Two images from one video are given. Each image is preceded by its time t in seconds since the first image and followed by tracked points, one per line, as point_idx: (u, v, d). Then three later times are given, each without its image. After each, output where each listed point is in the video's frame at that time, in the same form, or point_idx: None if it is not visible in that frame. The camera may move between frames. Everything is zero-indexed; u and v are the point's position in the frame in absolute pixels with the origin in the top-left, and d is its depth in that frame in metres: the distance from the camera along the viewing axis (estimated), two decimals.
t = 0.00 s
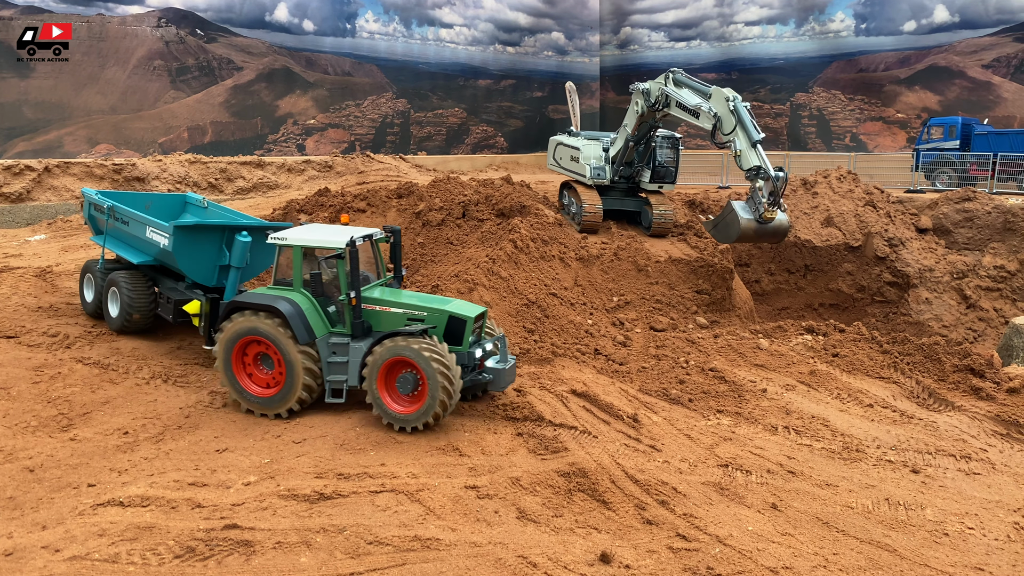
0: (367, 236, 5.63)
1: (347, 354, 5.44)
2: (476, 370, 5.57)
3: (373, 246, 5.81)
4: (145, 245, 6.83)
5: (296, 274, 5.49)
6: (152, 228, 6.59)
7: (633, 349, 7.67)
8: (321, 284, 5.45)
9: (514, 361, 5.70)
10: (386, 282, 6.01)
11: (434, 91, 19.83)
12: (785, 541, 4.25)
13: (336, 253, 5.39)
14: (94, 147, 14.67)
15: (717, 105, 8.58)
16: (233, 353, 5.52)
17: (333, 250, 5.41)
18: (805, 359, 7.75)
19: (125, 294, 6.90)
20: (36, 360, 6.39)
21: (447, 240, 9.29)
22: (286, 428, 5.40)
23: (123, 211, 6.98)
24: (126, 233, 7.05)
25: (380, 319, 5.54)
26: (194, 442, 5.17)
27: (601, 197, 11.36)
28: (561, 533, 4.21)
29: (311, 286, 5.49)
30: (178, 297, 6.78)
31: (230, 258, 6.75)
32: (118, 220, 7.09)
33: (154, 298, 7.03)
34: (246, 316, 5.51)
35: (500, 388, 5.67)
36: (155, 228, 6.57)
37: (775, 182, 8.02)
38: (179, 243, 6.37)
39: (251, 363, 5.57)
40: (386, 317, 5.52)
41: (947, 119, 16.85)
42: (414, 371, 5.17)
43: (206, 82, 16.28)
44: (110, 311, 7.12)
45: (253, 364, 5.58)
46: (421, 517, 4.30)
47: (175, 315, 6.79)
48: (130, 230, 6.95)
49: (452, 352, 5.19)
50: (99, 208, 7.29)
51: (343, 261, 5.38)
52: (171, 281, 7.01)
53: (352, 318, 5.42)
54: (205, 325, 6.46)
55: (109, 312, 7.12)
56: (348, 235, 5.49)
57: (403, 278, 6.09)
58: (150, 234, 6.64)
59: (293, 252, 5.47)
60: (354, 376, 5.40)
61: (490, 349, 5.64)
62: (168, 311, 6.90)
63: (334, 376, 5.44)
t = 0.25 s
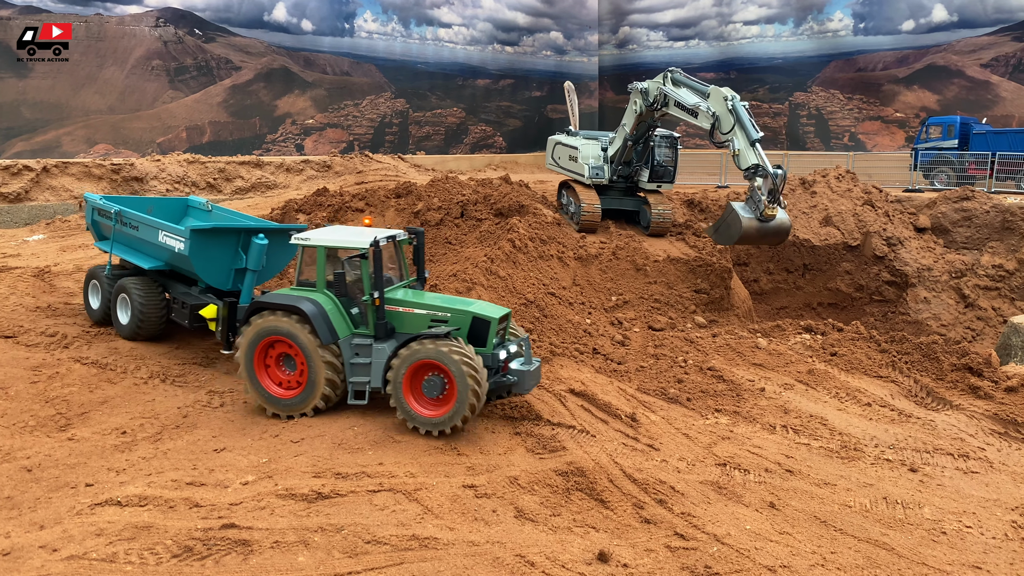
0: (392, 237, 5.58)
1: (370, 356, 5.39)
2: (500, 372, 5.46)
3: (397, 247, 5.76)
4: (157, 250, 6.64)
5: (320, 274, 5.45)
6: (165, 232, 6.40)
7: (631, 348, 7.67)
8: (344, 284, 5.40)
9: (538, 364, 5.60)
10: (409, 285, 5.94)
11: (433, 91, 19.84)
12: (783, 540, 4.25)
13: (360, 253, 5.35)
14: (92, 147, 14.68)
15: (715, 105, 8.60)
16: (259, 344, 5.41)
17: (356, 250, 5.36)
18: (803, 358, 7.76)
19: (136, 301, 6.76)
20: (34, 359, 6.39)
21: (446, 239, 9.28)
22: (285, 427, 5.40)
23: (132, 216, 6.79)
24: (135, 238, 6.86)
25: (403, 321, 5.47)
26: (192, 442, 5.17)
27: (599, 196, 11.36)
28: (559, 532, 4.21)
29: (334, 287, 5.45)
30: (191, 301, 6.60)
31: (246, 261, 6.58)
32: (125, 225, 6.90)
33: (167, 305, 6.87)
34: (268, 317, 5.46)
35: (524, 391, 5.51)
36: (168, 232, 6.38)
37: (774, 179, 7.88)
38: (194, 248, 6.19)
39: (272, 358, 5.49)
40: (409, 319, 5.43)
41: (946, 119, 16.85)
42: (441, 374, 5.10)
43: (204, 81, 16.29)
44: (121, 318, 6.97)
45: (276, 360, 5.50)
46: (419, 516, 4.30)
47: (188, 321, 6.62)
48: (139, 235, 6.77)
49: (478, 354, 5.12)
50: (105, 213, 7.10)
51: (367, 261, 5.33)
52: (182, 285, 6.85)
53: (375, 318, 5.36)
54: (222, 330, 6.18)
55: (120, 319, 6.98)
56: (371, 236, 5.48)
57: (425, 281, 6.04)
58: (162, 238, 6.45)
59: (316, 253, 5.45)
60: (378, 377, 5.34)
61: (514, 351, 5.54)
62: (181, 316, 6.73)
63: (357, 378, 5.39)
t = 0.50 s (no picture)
0: (416, 237, 5.54)
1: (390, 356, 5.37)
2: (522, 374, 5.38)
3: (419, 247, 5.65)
4: (167, 252, 6.52)
5: (342, 272, 5.43)
6: (177, 234, 6.27)
7: (630, 347, 7.68)
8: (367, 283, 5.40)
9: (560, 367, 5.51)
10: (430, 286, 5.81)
11: (431, 91, 19.86)
12: (782, 539, 4.25)
13: (383, 252, 5.32)
14: (91, 147, 14.68)
15: (715, 104, 8.61)
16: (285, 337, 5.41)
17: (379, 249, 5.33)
18: (802, 357, 7.76)
19: (146, 305, 6.68)
20: (33, 359, 6.39)
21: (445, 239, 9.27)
22: (284, 428, 5.40)
23: (140, 218, 6.66)
24: (144, 240, 6.74)
25: (424, 320, 5.38)
26: (191, 442, 5.17)
27: (598, 196, 11.37)
28: (557, 531, 4.22)
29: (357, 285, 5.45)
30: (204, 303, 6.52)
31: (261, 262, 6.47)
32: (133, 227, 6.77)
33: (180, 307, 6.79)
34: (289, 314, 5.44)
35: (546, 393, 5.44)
36: (180, 233, 6.26)
37: (773, 174, 7.87)
38: (208, 248, 6.07)
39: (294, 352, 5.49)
40: (430, 319, 5.35)
41: (945, 118, 16.86)
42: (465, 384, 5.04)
43: (203, 81, 16.30)
44: (130, 323, 6.89)
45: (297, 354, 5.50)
46: (418, 515, 4.30)
47: (201, 322, 6.55)
48: (147, 237, 6.64)
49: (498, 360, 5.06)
50: (111, 216, 6.97)
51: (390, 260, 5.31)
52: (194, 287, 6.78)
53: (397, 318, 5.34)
54: (239, 331, 6.16)
55: (129, 324, 6.90)
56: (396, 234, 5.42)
57: (446, 283, 5.90)
58: (173, 240, 6.32)
59: (339, 251, 5.41)
60: (398, 377, 5.33)
61: (536, 353, 5.45)
62: (193, 318, 6.66)
63: (377, 377, 5.38)
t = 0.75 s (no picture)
0: (445, 238, 5.47)
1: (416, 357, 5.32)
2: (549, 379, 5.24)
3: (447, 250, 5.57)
4: (183, 256, 6.40)
5: (369, 273, 5.38)
6: (195, 237, 6.16)
7: (629, 346, 7.68)
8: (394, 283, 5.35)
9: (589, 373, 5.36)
10: (456, 288, 5.71)
11: (431, 91, 19.87)
12: (781, 538, 4.25)
13: (410, 252, 5.27)
14: (90, 148, 14.69)
15: (714, 104, 8.60)
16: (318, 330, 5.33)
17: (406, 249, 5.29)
18: (801, 356, 7.77)
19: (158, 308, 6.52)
20: (33, 360, 6.40)
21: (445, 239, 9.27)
22: (283, 428, 5.41)
23: (154, 222, 6.54)
24: (157, 244, 6.62)
25: (451, 322, 5.30)
26: (191, 442, 5.17)
27: (597, 195, 11.38)
28: (557, 531, 4.22)
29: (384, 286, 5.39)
30: (220, 306, 6.39)
31: (280, 264, 6.35)
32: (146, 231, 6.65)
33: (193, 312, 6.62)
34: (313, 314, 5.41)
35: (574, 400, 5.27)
36: (198, 236, 6.15)
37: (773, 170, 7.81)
38: (229, 251, 5.96)
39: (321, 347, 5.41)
40: (457, 322, 5.27)
41: (944, 117, 16.87)
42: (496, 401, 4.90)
43: (202, 82, 16.31)
44: (142, 327, 6.73)
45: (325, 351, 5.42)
46: (417, 515, 4.31)
47: (217, 326, 6.42)
48: (162, 241, 6.53)
49: (526, 370, 4.94)
50: (122, 220, 6.83)
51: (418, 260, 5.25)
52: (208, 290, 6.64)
53: (424, 319, 5.29)
54: (257, 334, 6.03)
55: (140, 328, 6.74)
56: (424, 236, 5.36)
57: (473, 286, 5.80)
58: (191, 243, 6.21)
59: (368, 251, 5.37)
60: (424, 380, 5.26)
61: (564, 358, 5.30)
62: (209, 322, 6.52)
63: (402, 379, 5.33)
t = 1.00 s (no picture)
0: (473, 243, 5.44)
1: (446, 362, 5.25)
2: (582, 387, 5.16)
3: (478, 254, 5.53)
4: (198, 263, 6.21)
5: (399, 276, 5.35)
6: (210, 244, 5.97)
7: (629, 346, 7.69)
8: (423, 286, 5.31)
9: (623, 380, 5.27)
10: (486, 293, 5.66)
11: (430, 90, 19.89)
12: (780, 537, 4.26)
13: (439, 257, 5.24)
14: (90, 148, 14.70)
15: (714, 103, 8.57)
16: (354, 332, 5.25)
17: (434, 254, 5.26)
18: (801, 355, 7.77)
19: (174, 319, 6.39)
20: (33, 360, 6.40)
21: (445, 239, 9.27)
22: (283, 428, 5.42)
23: (166, 229, 6.34)
24: (169, 252, 6.41)
25: (481, 326, 5.25)
26: (191, 442, 5.17)
27: (597, 195, 11.39)
28: (557, 530, 4.23)
29: (414, 290, 5.35)
30: (239, 313, 6.23)
31: (300, 267, 6.21)
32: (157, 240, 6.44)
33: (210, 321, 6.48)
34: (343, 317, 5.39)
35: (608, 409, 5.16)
36: (214, 243, 5.95)
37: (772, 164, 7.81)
38: (247, 257, 5.78)
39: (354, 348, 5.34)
40: (487, 327, 5.23)
41: (943, 116, 16.88)
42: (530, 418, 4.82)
43: (202, 82, 16.31)
44: (157, 338, 6.62)
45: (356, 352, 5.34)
46: (417, 515, 4.32)
47: (238, 333, 6.25)
48: (174, 249, 6.33)
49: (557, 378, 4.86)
50: (132, 229, 6.62)
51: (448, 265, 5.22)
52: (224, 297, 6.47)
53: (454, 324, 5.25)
54: (282, 339, 6.02)
55: (156, 338, 6.63)
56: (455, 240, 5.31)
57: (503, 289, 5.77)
58: (206, 251, 6.01)
59: (398, 255, 5.34)
60: (454, 386, 5.23)
61: (597, 365, 5.20)
62: (228, 329, 6.36)
63: (432, 385, 5.26)
